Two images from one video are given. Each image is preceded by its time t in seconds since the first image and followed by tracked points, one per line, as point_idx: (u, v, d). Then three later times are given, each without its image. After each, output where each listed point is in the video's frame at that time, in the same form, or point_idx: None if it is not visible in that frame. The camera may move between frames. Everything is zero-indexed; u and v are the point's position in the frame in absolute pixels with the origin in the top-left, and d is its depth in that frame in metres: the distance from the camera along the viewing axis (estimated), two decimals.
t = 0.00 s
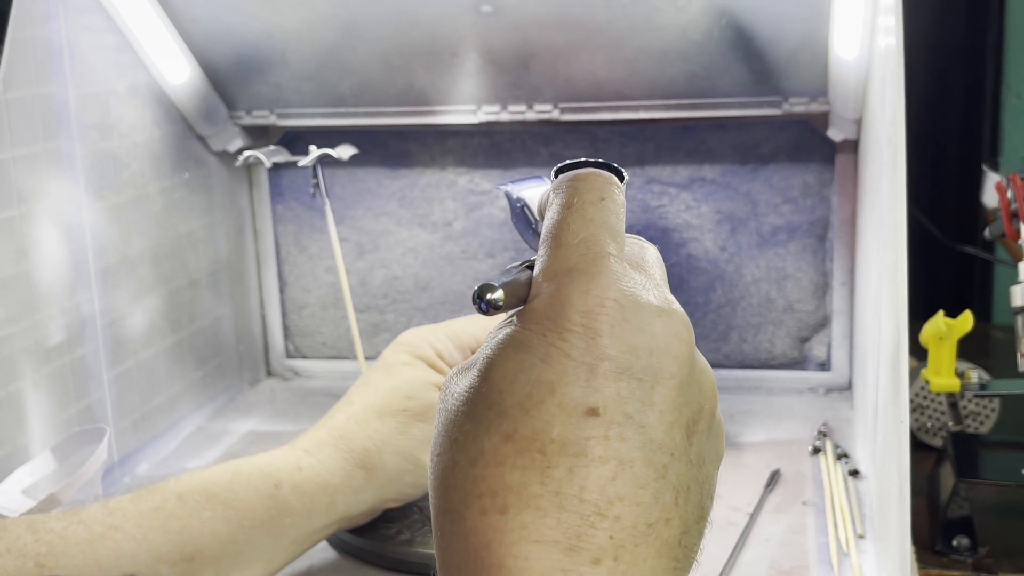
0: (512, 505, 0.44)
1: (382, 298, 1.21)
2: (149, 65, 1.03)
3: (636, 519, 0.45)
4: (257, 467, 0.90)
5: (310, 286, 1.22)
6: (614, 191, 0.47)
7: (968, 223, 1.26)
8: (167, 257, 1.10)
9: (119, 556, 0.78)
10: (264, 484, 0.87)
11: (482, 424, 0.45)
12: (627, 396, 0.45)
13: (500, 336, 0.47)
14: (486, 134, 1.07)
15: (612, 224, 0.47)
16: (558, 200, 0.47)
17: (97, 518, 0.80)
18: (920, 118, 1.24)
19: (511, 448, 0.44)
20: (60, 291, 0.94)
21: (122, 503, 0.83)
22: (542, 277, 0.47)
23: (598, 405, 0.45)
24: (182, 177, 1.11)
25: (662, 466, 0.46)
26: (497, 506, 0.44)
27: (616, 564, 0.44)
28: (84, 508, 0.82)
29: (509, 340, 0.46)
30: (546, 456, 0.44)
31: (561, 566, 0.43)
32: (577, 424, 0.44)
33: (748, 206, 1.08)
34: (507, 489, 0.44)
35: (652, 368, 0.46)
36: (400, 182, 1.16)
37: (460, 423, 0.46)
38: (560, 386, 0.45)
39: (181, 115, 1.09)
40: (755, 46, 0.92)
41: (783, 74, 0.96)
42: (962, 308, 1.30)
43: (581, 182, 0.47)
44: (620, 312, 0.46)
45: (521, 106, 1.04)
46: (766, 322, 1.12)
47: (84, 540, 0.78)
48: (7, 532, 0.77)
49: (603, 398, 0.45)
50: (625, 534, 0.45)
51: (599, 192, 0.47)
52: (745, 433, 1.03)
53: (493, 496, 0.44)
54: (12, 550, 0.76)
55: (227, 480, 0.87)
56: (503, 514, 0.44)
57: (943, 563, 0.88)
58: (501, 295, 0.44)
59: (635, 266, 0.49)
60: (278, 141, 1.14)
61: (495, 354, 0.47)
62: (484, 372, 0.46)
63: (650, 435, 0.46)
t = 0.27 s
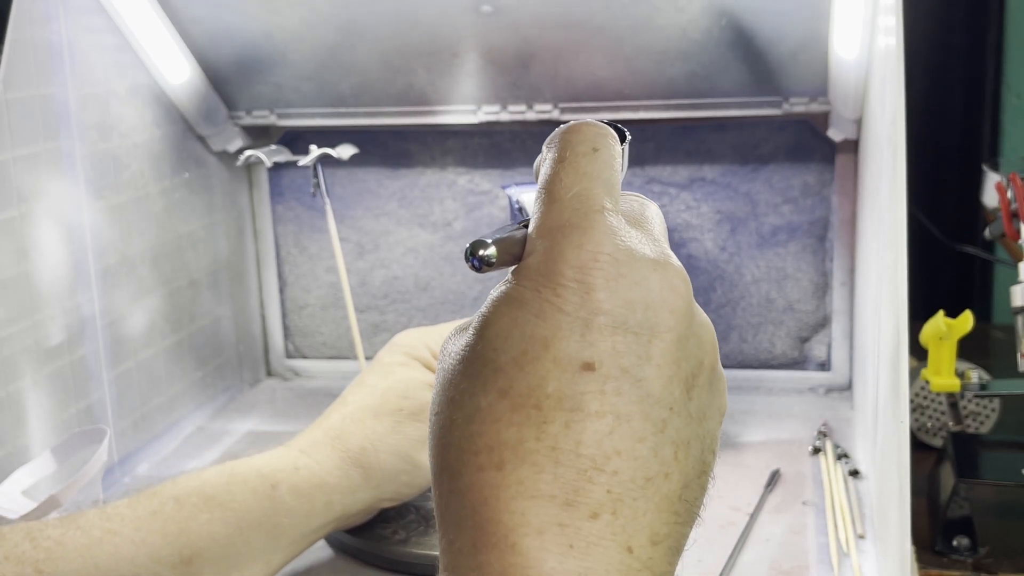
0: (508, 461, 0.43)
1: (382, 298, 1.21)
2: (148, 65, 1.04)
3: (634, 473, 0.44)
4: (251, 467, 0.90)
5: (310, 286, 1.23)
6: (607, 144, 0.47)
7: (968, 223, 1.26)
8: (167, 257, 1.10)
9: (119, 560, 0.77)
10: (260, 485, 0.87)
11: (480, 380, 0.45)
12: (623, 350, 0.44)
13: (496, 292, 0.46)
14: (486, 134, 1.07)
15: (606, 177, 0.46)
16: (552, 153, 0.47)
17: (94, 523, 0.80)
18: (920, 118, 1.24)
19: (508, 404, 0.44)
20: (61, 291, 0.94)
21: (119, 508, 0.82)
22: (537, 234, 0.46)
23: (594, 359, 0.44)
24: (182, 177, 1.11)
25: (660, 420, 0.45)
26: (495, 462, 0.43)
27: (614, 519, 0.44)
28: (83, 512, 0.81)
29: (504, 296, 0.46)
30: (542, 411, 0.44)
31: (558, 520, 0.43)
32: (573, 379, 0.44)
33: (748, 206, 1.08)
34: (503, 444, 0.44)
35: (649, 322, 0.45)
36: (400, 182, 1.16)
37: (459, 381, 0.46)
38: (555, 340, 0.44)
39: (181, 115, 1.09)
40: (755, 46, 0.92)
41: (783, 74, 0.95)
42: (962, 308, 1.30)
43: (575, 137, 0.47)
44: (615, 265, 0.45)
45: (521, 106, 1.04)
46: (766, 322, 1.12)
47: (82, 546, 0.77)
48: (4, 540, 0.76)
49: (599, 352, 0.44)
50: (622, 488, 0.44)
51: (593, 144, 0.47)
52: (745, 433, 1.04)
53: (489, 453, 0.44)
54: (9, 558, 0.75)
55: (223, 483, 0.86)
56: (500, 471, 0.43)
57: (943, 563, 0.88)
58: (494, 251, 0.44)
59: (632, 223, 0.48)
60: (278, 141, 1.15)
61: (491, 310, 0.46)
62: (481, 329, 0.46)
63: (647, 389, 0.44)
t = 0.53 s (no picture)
0: (473, 444, 0.42)
1: (382, 298, 1.21)
2: (149, 65, 1.04)
3: (598, 453, 0.43)
4: (248, 470, 0.90)
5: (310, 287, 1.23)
6: (560, 130, 0.47)
7: (968, 222, 1.26)
8: (167, 257, 1.10)
9: (118, 564, 0.77)
10: (257, 488, 0.87)
11: (441, 366, 0.44)
12: (582, 330, 0.44)
13: (456, 281, 0.46)
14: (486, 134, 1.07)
15: (561, 162, 0.46)
16: (506, 141, 0.47)
17: (91, 526, 0.79)
18: (920, 118, 1.24)
19: (470, 388, 0.43)
20: (61, 291, 0.94)
21: (117, 511, 0.82)
22: (495, 222, 0.46)
23: (553, 340, 0.43)
24: (182, 177, 1.11)
25: (622, 399, 0.44)
26: (459, 445, 0.42)
27: (580, 498, 0.43)
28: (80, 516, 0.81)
29: (463, 283, 0.45)
30: (504, 393, 0.43)
31: (524, 501, 0.42)
32: (534, 360, 0.43)
33: (748, 206, 1.08)
34: (466, 427, 0.43)
35: (608, 302, 0.45)
36: (400, 182, 1.16)
37: (421, 368, 0.45)
38: (515, 323, 0.43)
39: (181, 115, 1.09)
40: (755, 46, 0.92)
41: (783, 74, 0.95)
42: (962, 307, 1.30)
43: (525, 125, 0.47)
44: (573, 248, 0.44)
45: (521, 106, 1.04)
46: (766, 322, 1.12)
47: (81, 550, 0.77)
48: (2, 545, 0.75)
49: (559, 333, 0.43)
50: (587, 467, 0.43)
51: (545, 131, 0.47)
52: (745, 433, 1.04)
53: (453, 436, 0.43)
54: (8, 562, 0.74)
55: (220, 488, 0.86)
56: (465, 454, 0.42)
57: (943, 563, 0.88)
58: (453, 239, 0.44)
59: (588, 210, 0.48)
60: (278, 141, 1.15)
61: (451, 298, 0.45)
62: (442, 315, 0.45)
63: (607, 369, 0.44)
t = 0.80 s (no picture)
0: (471, 438, 0.43)
1: (382, 298, 1.21)
2: (149, 66, 1.04)
3: (597, 446, 0.44)
4: (248, 471, 0.89)
5: (310, 286, 1.23)
6: (564, 133, 0.49)
7: (968, 222, 1.26)
8: (167, 257, 1.10)
9: (117, 565, 0.77)
10: (256, 489, 0.87)
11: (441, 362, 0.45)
12: (581, 325, 0.45)
13: (456, 280, 0.47)
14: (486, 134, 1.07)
15: (563, 162, 0.48)
16: (512, 144, 0.49)
17: (91, 527, 0.79)
18: (920, 118, 1.24)
19: (470, 382, 0.44)
20: (61, 291, 0.94)
21: (116, 512, 0.81)
22: (497, 220, 0.47)
23: (553, 335, 0.44)
24: (182, 177, 1.11)
25: (621, 393, 0.45)
26: (458, 439, 0.43)
27: (578, 490, 0.43)
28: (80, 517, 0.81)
29: (465, 280, 0.46)
30: (502, 387, 0.44)
31: (520, 493, 0.42)
32: (532, 355, 0.44)
33: (748, 206, 1.08)
34: (465, 421, 0.43)
35: (607, 298, 0.45)
36: (400, 182, 1.16)
37: (422, 365, 0.46)
38: (514, 318, 0.44)
39: (181, 115, 1.09)
40: (755, 46, 0.92)
41: (783, 74, 0.95)
42: (962, 308, 1.30)
43: (534, 127, 0.49)
44: (572, 244, 0.45)
45: (520, 106, 1.04)
46: (766, 322, 1.12)
47: (81, 551, 0.77)
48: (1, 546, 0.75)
49: (557, 328, 0.44)
50: (585, 461, 0.43)
51: (550, 133, 0.49)
52: (745, 433, 1.04)
53: (452, 431, 0.44)
54: (7, 564, 0.75)
55: (219, 488, 0.86)
56: (463, 447, 0.43)
57: (943, 563, 0.87)
58: (452, 236, 0.46)
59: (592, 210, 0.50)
60: (278, 141, 1.16)
61: (453, 295, 0.47)
62: (443, 311, 0.46)
63: (606, 363, 0.45)
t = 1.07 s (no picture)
0: (462, 433, 0.44)
1: (382, 298, 1.21)
2: (148, 65, 1.04)
3: (586, 441, 0.45)
4: (248, 472, 0.89)
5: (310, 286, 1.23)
6: (551, 133, 0.50)
7: (968, 222, 1.26)
8: (167, 257, 1.10)
9: (118, 567, 0.77)
10: (256, 491, 0.87)
11: (433, 359, 0.46)
12: (570, 322, 0.46)
13: (448, 280, 0.48)
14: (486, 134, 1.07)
15: (551, 162, 0.49)
16: (501, 144, 0.50)
17: (91, 529, 0.79)
18: (920, 118, 1.24)
19: (460, 378, 0.45)
20: (60, 291, 0.94)
21: (116, 514, 0.81)
22: (487, 220, 0.48)
23: (542, 331, 0.45)
24: (181, 177, 1.11)
25: (611, 389, 0.46)
26: (450, 435, 0.44)
27: (568, 484, 0.44)
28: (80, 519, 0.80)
29: (455, 279, 0.47)
30: (493, 383, 0.44)
31: (511, 486, 0.43)
32: (522, 351, 0.45)
33: (748, 206, 1.08)
34: (456, 417, 0.44)
35: (595, 296, 0.46)
36: (400, 182, 1.16)
37: (414, 363, 0.47)
38: (504, 315, 0.45)
39: (181, 115, 1.09)
40: (755, 46, 0.92)
41: (783, 74, 0.95)
42: (962, 308, 1.30)
43: (521, 127, 0.50)
44: (561, 243, 0.46)
45: (520, 106, 1.04)
46: (766, 322, 1.12)
47: (81, 553, 0.77)
48: (2, 549, 0.75)
49: (547, 324, 0.45)
50: (575, 455, 0.44)
51: (537, 132, 0.49)
52: (745, 433, 1.04)
53: (443, 427, 0.44)
54: (8, 566, 0.74)
55: (219, 490, 0.86)
56: (454, 442, 0.44)
57: (943, 563, 0.87)
58: (444, 237, 0.46)
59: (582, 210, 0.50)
60: (278, 142, 1.16)
61: (444, 294, 0.47)
62: (435, 310, 0.47)
63: (595, 359, 0.46)
